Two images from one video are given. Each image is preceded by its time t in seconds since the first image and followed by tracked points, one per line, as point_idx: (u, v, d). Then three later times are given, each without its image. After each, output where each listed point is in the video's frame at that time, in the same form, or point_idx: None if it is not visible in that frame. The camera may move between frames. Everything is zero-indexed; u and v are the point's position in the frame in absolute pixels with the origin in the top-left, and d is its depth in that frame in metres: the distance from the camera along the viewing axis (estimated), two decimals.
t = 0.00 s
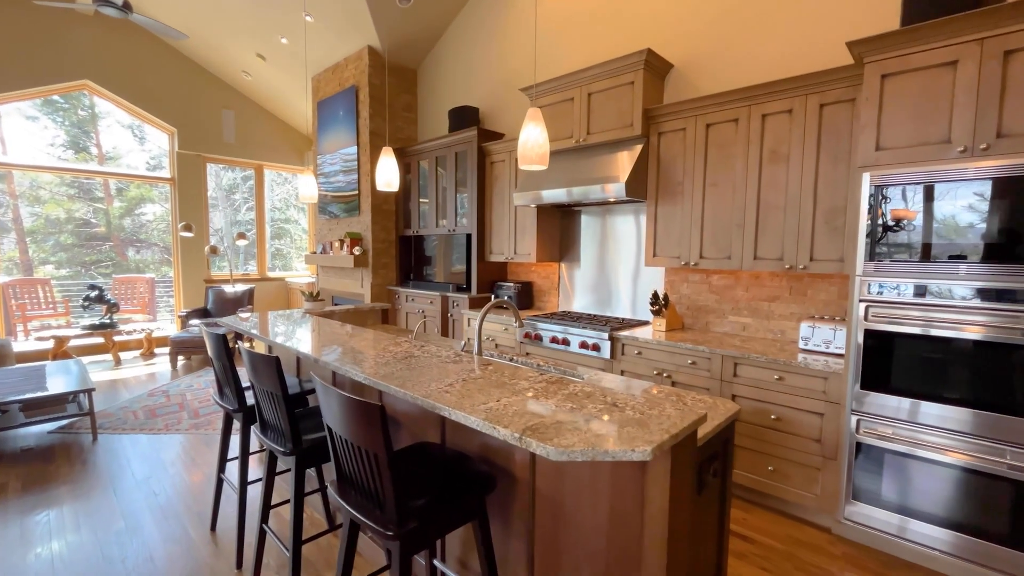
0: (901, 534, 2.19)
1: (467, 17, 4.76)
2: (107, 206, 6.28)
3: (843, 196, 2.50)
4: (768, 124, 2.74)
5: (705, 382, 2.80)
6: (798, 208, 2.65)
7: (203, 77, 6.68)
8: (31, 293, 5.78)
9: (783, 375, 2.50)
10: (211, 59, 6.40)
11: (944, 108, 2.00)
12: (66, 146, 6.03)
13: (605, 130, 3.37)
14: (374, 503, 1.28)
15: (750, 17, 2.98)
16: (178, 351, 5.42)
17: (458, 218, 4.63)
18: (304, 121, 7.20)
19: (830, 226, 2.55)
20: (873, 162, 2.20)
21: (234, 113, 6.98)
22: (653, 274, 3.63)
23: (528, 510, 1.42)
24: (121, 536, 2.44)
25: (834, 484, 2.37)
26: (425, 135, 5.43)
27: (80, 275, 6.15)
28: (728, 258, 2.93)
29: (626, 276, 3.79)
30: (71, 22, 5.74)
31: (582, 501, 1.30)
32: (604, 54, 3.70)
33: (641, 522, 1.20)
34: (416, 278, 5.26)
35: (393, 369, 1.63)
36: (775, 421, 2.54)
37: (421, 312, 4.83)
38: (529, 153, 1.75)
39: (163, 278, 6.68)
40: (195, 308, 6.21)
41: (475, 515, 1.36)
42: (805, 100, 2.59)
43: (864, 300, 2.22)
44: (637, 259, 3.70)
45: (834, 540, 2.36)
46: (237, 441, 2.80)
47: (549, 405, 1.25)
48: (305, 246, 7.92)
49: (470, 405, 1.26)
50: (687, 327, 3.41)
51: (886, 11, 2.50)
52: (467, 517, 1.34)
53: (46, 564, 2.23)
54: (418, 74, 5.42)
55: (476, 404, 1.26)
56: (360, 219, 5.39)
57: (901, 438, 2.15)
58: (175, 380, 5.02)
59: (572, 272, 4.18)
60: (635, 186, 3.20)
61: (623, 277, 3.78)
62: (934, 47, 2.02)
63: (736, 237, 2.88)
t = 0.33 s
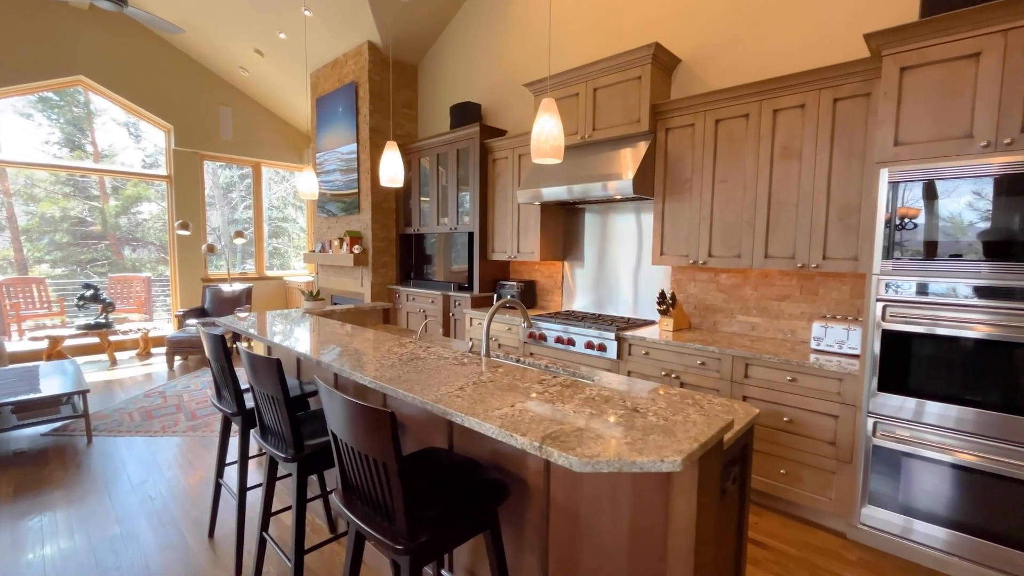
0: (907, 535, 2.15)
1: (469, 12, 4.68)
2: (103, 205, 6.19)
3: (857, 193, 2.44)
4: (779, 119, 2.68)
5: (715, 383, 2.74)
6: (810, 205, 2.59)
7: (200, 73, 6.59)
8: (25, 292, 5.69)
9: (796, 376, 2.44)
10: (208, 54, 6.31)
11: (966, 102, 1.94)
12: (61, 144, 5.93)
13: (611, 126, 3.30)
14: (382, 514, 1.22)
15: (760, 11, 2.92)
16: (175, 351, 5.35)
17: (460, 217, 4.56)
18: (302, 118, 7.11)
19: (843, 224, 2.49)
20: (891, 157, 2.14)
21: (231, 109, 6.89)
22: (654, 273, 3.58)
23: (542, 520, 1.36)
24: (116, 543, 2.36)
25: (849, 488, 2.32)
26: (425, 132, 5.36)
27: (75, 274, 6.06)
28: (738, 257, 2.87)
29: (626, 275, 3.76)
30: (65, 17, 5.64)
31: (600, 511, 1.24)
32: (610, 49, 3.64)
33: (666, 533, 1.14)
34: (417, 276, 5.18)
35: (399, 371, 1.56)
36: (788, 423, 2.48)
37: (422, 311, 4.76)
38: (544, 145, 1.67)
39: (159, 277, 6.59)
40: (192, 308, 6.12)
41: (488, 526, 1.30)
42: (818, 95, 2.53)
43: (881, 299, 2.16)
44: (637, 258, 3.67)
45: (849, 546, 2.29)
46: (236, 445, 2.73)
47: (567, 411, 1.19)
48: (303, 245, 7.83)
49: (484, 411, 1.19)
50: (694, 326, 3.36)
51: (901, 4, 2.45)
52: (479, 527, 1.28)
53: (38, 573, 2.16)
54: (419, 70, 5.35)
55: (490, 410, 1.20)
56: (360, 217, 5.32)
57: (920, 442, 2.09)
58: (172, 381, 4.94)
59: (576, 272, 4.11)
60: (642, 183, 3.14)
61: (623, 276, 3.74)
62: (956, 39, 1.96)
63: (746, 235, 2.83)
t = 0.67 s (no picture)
0: (915, 538, 2.13)
1: (474, 5, 4.60)
2: (103, 202, 6.11)
3: (880, 189, 2.36)
4: (797, 113, 2.59)
5: (730, 384, 2.66)
6: (830, 201, 2.51)
7: (200, 69, 6.50)
8: (24, 290, 5.62)
9: (815, 378, 2.36)
10: (208, 49, 6.22)
11: (1000, 93, 1.86)
12: (60, 142, 5.86)
13: (622, 121, 3.22)
14: (396, 529, 1.14)
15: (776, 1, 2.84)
16: (175, 350, 5.28)
17: (466, 214, 4.47)
18: (303, 115, 7.03)
19: (865, 221, 2.41)
20: (919, 151, 2.06)
21: (232, 106, 6.80)
22: (661, 272, 3.54)
23: (563, 534, 1.29)
24: (114, 549, 2.29)
25: (871, 494, 2.24)
26: (429, 128, 5.27)
27: (75, 272, 5.98)
28: (753, 255, 2.79)
29: (631, 274, 3.72)
30: (64, 11, 5.55)
31: (628, 526, 1.16)
32: (619, 42, 3.56)
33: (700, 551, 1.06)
34: (420, 275, 5.10)
35: (410, 375, 1.48)
36: (807, 427, 2.40)
37: (426, 310, 4.69)
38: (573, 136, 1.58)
39: (159, 275, 6.51)
40: (192, 307, 6.04)
41: (507, 541, 1.22)
42: (839, 87, 2.45)
43: (908, 300, 2.08)
44: (641, 258, 3.64)
45: (872, 554, 2.22)
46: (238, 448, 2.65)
47: (594, 419, 1.11)
48: (305, 243, 7.75)
49: (505, 419, 1.11)
50: (706, 326, 3.28)
51: None
52: (498, 543, 1.20)
53: None
54: (422, 65, 5.26)
55: (512, 417, 1.12)
56: (363, 214, 5.24)
57: (945, 447, 2.02)
58: (172, 381, 4.86)
59: (584, 270, 4.03)
60: (654, 179, 3.06)
61: (631, 275, 3.68)
62: (989, 27, 1.88)
63: (762, 232, 2.75)
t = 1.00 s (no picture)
0: (925, 542, 2.08)
1: None
2: (104, 200, 6.04)
3: (906, 185, 2.28)
4: (818, 107, 2.51)
5: (747, 387, 2.58)
6: (852, 198, 2.43)
7: (202, 65, 6.43)
8: (25, 288, 5.56)
9: (837, 381, 2.28)
10: (209, 45, 6.14)
11: None
12: (61, 139, 5.79)
13: (633, 116, 3.14)
14: (411, 548, 1.06)
15: None
16: (176, 350, 5.22)
17: (471, 212, 4.39)
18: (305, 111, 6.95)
19: (889, 219, 2.33)
20: (950, 146, 1.98)
21: (234, 102, 6.73)
22: (669, 271, 3.47)
23: (586, 550, 1.21)
24: (114, 556, 2.22)
25: (896, 502, 2.17)
26: (433, 125, 5.20)
27: (76, 270, 5.92)
28: (770, 254, 2.71)
29: (640, 273, 3.64)
30: (64, 6, 5.48)
31: (659, 544, 1.09)
32: (630, 35, 3.47)
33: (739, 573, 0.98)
34: (424, 274, 5.02)
35: (422, 381, 1.40)
36: (829, 431, 2.33)
37: (430, 310, 4.61)
38: (608, 134, 1.55)
39: (161, 273, 6.44)
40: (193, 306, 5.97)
41: (527, 559, 1.15)
42: (862, 80, 2.37)
43: (937, 300, 2.00)
44: (646, 256, 3.59)
45: (896, 564, 2.15)
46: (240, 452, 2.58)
47: (624, 430, 1.03)
48: (306, 241, 7.68)
49: (527, 430, 1.03)
50: (720, 327, 3.20)
51: None
52: (518, 560, 1.12)
53: None
54: (427, 60, 5.18)
55: (534, 428, 1.04)
56: (366, 212, 5.17)
57: (977, 454, 1.93)
58: (173, 381, 4.80)
59: (593, 269, 3.95)
60: (667, 176, 2.97)
61: (641, 275, 3.61)
62: None
63: (780, 230, 2.66)
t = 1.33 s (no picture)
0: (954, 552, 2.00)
1: None
2: (105, 198, 5.97)
3: (932, 182, 2.20)
4: (839, 101, 2.43)
5: (765, 390, 2.50)
6: (875, 196, 2.35)
7: (203, 61, 6.35)
8: (25, 287, 5.50)
9: (860, 385, 2.20)
10: (211, 41, 6.06)
11: None
12: (61, 136, 5.72)
13: (645, 111, 3.06)
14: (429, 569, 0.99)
15: None
16: (177, 350, 5.15)
17: (476, 209, 4.31)
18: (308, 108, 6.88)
19: (914, 217, 2.25)
20: (982, 140, 1.90)
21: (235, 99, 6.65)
22: (674, 270, 3.44)
23: (612, 567, 1.14)
24: (112, 564, 2.14)
25: (922, 510, 2.09)
26: (438, 121, 5.11)
27: (77, 268, 5.85)
28: (788, 252, 2.63)
29: (650, 273, 3.57)
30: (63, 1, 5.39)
31: (694, 563, 1.02)
32: (641, 29, 3.39)
33: None
34: (428, 272, 4.94)
35: (437, 387, 1.32)
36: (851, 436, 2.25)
37: (435, 310, 4.53)
38: (637, 125, 1.55)
39: (161, 272, 6.37)
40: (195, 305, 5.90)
41: None
42: (886, 73, 2.29)
43: (968, 301, 1.92)
44: (650, 254, 3.56)
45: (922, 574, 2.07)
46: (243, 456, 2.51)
47: (658, 443, 0.96)
48: (308, 240, 7.61)
49: (556, 442, 0.96)
50: (733, 327, 3.12)
51: None
52: None
53: None
54: (431, 56, 5.09)
55: (562, 439, 0.97)
56: (370, 210, 5.09)
57: (1010, 461, 1.85)
58: (174, 381, 4.72)
59: (601, 268, 3.87)
60: (681, 172, 2.89)
61: (651, 275, 3.55)
62: None
63: (799, 228, 2.58)
